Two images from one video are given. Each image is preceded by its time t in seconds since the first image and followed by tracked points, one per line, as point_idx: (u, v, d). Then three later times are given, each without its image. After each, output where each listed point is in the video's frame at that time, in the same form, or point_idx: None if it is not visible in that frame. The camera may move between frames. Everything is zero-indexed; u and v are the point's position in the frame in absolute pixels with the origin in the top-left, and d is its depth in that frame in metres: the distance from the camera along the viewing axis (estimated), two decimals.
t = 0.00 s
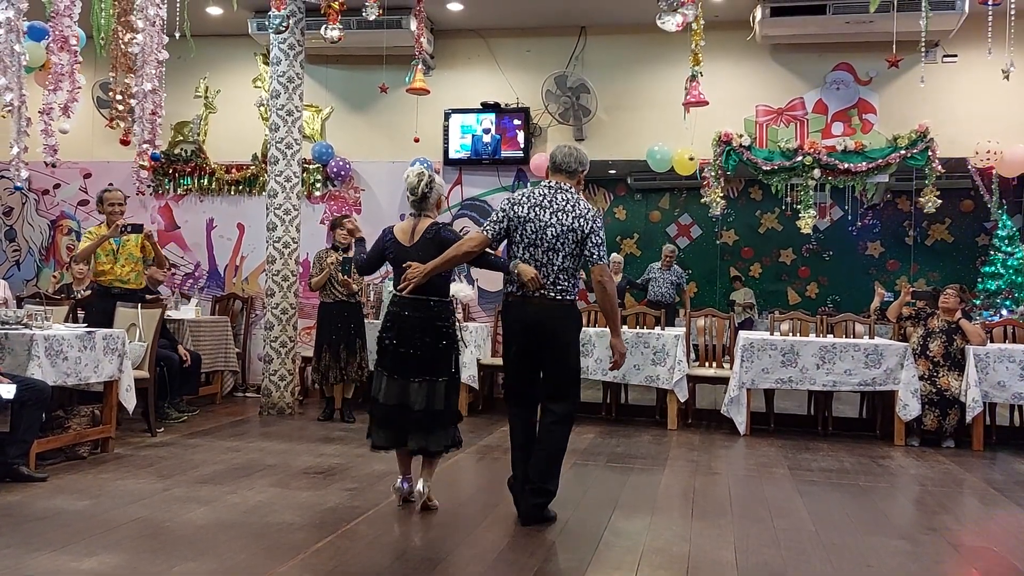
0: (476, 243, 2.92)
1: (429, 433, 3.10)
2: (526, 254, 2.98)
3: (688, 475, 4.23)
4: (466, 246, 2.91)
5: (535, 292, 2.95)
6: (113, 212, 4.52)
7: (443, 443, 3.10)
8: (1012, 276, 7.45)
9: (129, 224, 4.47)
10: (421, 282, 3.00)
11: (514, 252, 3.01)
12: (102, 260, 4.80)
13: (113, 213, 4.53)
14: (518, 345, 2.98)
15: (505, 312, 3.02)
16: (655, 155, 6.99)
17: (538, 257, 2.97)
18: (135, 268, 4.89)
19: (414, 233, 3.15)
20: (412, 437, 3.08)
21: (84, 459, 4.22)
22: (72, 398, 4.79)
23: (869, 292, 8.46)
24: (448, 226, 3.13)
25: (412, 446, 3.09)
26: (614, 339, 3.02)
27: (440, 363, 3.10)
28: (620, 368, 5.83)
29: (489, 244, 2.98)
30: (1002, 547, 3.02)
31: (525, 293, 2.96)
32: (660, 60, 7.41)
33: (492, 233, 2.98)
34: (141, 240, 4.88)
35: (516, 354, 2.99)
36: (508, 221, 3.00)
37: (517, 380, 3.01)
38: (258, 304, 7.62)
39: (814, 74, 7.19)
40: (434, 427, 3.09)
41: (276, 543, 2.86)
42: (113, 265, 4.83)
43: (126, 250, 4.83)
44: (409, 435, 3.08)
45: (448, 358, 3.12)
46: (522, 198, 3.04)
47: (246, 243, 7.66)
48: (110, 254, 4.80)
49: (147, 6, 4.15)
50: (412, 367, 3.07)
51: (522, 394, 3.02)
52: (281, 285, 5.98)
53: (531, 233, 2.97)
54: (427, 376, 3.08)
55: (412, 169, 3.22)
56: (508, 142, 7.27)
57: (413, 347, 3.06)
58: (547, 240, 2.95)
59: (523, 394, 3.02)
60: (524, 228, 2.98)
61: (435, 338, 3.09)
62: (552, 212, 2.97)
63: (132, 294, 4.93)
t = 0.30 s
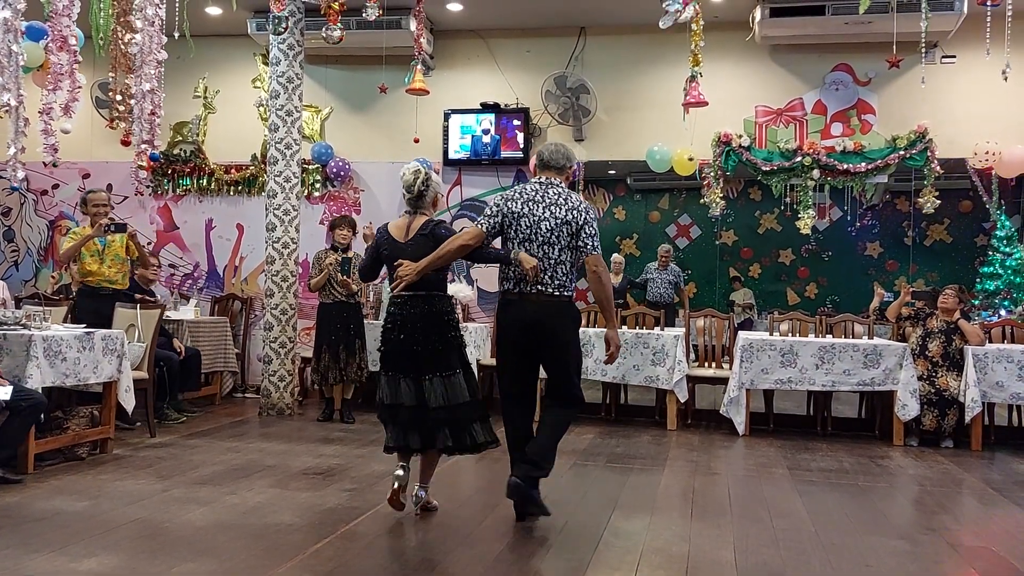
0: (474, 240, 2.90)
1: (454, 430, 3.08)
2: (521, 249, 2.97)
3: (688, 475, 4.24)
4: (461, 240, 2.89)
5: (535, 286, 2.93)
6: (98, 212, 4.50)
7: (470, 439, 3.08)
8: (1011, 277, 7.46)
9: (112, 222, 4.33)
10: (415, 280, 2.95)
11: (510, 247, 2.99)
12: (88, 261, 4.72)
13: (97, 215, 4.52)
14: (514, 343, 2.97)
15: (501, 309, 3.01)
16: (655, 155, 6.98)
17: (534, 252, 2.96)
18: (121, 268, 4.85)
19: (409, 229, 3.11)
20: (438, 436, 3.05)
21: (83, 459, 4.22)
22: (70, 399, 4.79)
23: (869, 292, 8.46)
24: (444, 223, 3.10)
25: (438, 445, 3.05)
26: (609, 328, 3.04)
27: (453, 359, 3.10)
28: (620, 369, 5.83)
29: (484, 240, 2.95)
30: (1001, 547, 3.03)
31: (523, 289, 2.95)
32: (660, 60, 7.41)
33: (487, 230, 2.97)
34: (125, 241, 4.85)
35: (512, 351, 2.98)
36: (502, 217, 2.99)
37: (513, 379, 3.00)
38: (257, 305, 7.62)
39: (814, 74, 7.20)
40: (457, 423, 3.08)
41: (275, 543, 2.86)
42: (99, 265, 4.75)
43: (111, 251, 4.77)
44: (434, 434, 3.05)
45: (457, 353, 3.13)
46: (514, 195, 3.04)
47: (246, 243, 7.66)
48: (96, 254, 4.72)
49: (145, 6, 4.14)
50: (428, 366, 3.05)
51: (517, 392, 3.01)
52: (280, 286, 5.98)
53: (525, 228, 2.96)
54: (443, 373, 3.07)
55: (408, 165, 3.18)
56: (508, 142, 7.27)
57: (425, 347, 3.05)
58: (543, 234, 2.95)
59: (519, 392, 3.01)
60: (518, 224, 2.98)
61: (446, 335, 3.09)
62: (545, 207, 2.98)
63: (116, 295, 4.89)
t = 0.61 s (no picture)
0: (471, 241, 2.80)
1: (439, 441, 3.03)
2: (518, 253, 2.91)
3: (687, 475, 4.24)
4: (459, 244, 2.79)
5: (536, 288, 2.86)
6: (88, 214, 4.51)
7: (458, 451, 3.02)
8: (1011, 276, 7.46)
9: (98, 223, 4.34)
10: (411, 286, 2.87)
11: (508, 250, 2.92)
12: (81, 262, 4.75)
13: (87, 216, 4.51)
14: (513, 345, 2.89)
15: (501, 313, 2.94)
16: (655, 155, 6.99)
17: (531, 255, 2.89)
18: (113, 269, 4.89)
19: (402, 235, 3.06)
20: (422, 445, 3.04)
21: (82, 459, 4.21)
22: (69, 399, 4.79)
23: (868, 292, 8.46)
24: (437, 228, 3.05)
25: (422, 454, 3.04)
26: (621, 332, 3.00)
27: (443, 369, 3.03)
28: (620, 368, 5.83)
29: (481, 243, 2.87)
30: (1000, 547, 3.02)
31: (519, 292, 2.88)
32: (660, 60, 7.42)
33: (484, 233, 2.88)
34: (116, 242, 4.89)
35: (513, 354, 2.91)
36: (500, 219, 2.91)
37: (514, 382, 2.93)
38: (257, 304, 7.62)
39: (813, 75, 7.20)
40: (445, 435, 3.03)
41: (274, 543, 2.86)
42: (93, 265, 4.79)
43: (104, 252, 4.80)
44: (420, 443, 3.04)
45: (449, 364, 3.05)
46: (509, 197, 2.96)
47: (245, 243, 7.66)
48: (89, 255, 4.75)
49: (144, 5, 4.12)
50: (417, 374, 3.00)
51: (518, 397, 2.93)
52: (280, 285, 5.97)
53: (522, 231, 2.90)
54: (431, 382, 3.01)
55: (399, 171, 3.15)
56: (508, 142, 7.27)
57: (416, 354, 2.98)
58: (542, 236, 2.89)
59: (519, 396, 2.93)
60: (516, 227, 2.91)
61: (437, 343, 3.01)
62: (542, 209, 2.91)
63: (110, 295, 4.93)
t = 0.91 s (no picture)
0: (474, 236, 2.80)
1: (417, 438, 2.90)
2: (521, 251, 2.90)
3: (686, 475, 4.24)
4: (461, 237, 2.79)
5: (539, 285, 2.85)
6: (81, 214, 4.52)
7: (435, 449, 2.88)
8: (1010, 277, 7.47)
9: (92, 221, 4.33)
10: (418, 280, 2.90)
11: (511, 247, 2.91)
12: (73, 261, 4.77)
13: (80, 216, 4.52)
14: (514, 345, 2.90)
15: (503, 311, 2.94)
16: (654, 155, 6.99)
17: (533, 253, 2.89)
18: (106, 269, 4.91)
19: (401, 233, 3.06)
20: (397, 440, 2.89)
21: (81, 459, 4.21)
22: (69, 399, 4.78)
23: (868, 292, 8.46)
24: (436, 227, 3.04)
25: (396, 449, 2.88)
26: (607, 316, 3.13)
27: (429, 365, 2.95)
28: (619, 368, 5.83)
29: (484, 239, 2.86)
30: (1000, 547, 3.02)
31: (520, 290, 2.87)
32: (660, 60, 7.42)
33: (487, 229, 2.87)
34: (110, 242, 4.90)
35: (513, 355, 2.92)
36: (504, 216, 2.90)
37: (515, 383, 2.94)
38: (256, 304, 7.61)
39: (813, 75, 7.20)
40: (424, 431, 2.89)
41: (274, 543, 2.86)
42: (85, 265, 4.81)
43: (96, 251, 4.82)
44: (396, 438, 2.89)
45: (434, 361, 2.95)
46: (514, 195, 2.96)
47: (245, 242, 7.66)
48: (80, 254, 4.77)
49: (143, 5, 4.11)
50: (400, 366, 2.92)
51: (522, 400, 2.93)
52: (279, 285, 5.97)
53: (525, 229, 2.89)
54: (412, 377, 2.92)
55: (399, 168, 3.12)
56: (507, 142, 7.27)
57: (401, 344, 2.92)
58: (547, 233, 2.89)
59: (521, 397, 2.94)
60: (519, 225, 2.90)
61: (427, 337, 2.95)
62: (547, 208, 2.91)
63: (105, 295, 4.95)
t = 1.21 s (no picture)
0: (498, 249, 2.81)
1: (427, 426, 2.98)
2: (539, 259, 2.92)
3: (686, 475, 4.24)
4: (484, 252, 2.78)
5: (562, 290, 2.90)
6: (78, 213, 4.54)
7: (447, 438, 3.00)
8: (1010, 277, 7.48)
9: (88, 221, 4.38)
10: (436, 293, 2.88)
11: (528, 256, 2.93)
12: (68, 260, 4.85)
13: (77, 216, 4.55)
14: (522, 349, 2.94)
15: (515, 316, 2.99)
16: (654, 155, 6.99)
17: (553, 260, 2.92)
18: (101, 269, 4.98)
19: (402, 229, 3.07)
20: (409, 428, 2.95)
21: (82, 459, 4.21)
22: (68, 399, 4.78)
23: (868, 292, 8.45)
24: (437, 224, 3.01)
25: (408, 437, 2.93)
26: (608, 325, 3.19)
27: (435, 357, 3.02)
28: (619, 368, 5.84)
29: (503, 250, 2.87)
30: (1000, 547, 3.02)
31: (544, 295, 2.89)
32: (659, 60, 7.42)
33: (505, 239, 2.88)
34: (106, 242, 4.96)
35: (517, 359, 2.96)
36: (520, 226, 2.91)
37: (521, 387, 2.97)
38: (256, 304, 7.61)
39: (813, 75, 7.21)
40: (434, 421, 3.00)
41: (274, 543, 2.86)
42: (81, 264, 4.89)
43: (91, 251, 4.89)
44: (408, 427, 2.95)
45: (440, 353, 3.03)
46: (524, 204, 2.97)
47: (245, 242, 7.66)
48: (76, 253, 4.85)
49: (143, 5, 4.14)
50: (412, 358, 2.99)
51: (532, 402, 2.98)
52: (279, 285, 5.97)
53: (543, 237, 2.92)
54: (419, 368, 2.99)
55: (400, 163, 3.14)
56: (507, 142, 7.27)
57: (413, 337, 2.99)
58: (564, 241, 2.92)
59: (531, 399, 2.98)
60: (535, 233, 2.93)
61: (438, 330, 3.03)
62: (561, 215, 2.95)
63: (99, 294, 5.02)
